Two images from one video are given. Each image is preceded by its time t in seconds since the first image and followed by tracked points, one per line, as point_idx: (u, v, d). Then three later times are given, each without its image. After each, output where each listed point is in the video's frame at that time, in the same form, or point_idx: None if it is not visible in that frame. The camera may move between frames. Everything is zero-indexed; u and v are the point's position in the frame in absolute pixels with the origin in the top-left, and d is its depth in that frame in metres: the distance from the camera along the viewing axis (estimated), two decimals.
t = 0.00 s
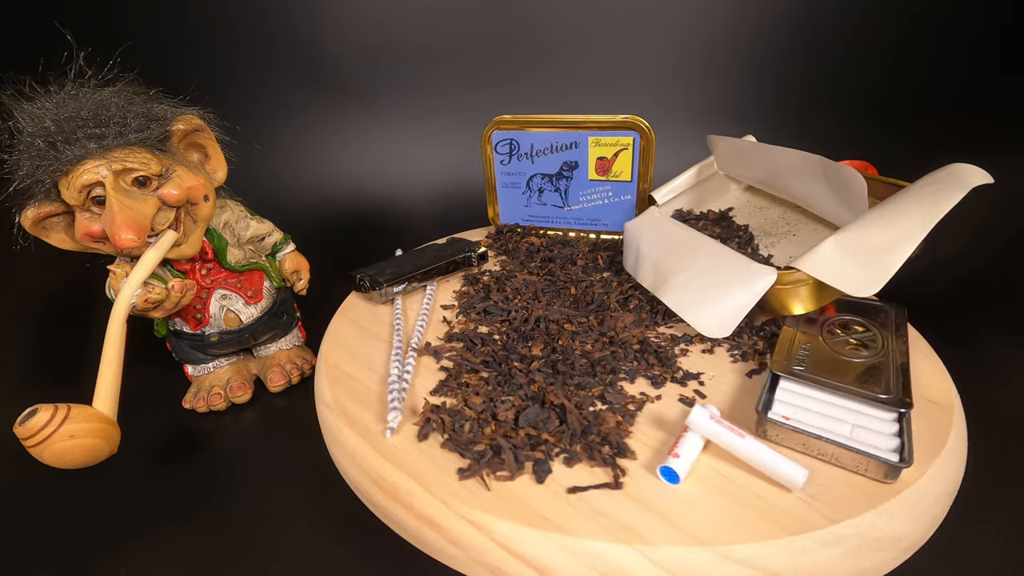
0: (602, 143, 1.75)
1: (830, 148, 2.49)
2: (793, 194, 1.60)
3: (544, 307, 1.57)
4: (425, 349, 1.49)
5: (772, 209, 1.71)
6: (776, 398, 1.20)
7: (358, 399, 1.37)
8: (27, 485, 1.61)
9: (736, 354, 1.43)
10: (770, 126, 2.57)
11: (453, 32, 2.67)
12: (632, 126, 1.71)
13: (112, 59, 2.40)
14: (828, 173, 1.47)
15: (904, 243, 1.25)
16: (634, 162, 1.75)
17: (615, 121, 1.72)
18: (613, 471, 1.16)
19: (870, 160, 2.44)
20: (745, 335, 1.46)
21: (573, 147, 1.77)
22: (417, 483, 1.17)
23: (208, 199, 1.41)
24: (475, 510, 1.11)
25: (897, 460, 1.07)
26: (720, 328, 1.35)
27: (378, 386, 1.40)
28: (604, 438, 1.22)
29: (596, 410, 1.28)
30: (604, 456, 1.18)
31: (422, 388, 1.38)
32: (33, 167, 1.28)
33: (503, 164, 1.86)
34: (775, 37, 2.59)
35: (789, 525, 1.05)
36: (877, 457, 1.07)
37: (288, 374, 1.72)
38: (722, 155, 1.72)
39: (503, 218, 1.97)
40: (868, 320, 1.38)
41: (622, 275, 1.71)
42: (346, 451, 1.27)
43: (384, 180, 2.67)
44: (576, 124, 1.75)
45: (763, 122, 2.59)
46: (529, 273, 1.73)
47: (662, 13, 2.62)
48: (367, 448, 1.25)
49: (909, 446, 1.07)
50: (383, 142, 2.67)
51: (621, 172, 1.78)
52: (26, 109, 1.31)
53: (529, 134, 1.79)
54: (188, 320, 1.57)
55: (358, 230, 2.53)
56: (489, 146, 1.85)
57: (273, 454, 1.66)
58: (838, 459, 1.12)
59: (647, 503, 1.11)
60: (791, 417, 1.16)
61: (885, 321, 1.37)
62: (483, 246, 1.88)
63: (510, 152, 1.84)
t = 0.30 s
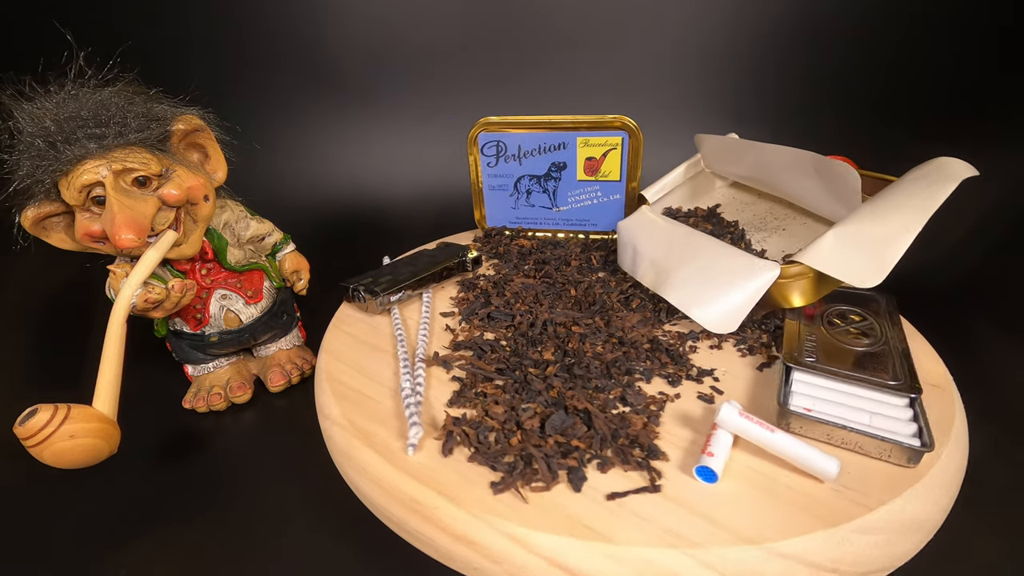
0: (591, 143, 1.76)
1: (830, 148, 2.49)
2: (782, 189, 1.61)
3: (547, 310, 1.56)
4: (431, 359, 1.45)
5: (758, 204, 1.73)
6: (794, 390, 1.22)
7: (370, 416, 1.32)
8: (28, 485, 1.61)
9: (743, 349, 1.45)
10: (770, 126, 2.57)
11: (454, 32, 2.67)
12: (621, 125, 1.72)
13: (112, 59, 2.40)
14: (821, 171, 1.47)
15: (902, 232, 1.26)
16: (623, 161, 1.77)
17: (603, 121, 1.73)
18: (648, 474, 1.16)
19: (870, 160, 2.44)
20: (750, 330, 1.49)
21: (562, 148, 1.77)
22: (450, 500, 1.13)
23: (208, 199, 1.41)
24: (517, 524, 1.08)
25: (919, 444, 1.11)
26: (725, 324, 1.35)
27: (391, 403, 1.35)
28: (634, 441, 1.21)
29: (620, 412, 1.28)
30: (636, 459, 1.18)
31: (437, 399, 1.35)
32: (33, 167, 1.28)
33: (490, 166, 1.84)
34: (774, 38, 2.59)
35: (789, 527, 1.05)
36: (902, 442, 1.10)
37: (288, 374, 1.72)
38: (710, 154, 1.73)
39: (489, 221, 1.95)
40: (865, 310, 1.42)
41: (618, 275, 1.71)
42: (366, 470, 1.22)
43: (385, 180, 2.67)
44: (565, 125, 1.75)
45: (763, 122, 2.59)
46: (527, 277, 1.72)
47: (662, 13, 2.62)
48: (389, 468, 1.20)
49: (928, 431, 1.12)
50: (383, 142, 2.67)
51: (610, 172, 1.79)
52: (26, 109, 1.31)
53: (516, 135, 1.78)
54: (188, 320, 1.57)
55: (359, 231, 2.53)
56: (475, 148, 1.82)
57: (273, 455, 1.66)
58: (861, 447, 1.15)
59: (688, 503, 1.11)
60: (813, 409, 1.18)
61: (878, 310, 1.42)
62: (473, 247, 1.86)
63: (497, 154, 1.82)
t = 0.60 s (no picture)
0: (579, 144, 1.76)
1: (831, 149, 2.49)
2: (771, 184, 1.63)
3: (552, 314, 1.55)
4: (443, 369, 1.43)
5: (744, 201, 1.76)
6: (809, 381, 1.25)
7: (387, 433, 1.28)
8: (28, 485, 1.61)
9: (749, 343, 1.48)
10: (771, 127, 2.58)
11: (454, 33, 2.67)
12: (609, 126, 1.73)
13: (112, 60, 2.40)
14: (811, 165, 1.49)
15: (899, 224, 1.29)
16: (612, 161, 1.77)
17: (591, 121, 1.73)
18: (683, 475, 1.16)
19: (870, 161, 2.44)
20: (750, 324, 1.52)
21: (550, 148, 1.77)
22: (488, 515, 1.10)
23: (208, 199, 1.41)
24: (563, 536, 1.06)
25: (935, 428, 1.14)
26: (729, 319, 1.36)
27: (410, 419, 1.31)
28: (664, 442, 1.21)
29: (644, 413, 1.28)
30: (667, 459, 1.18)
31: (455, 410, 1.33)
32: (33, 167, 1.28)
33: (477, 169, 1.82)
34: (774, 38, 2.59)
35: (789, 527, 1.06)
36: (920, 427, 1.13)
37: (288, 374, 1.72)
38: (698, 152, 1.75)
39: (476, 224, 1.94)
40: (861, 300, 1.46)
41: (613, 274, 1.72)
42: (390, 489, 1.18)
43: (385, 181, 2.67)
44: (552, 126, 1.74)
45: (763, 122, 2.59)
46: (525, 281, 1.71)
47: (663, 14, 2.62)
48: (414, 486, 1.17)
49: (941, 414, 1.15)
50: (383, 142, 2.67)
51: (598, 172, 1.79)
52: (26, 109, 1.31)
53: (503, 137, 1.76)
54: (188, 320, 1.57)
55: (359, 232, 2.53)
56: (462, 151, 1.80)
57: (274, 455, 1.66)
58: (878, 434, 1.18)
59: (713, 504, 1.10)
60: (831, 399, 1.20)
61: (870, 299, 1.46)
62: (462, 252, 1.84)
63: (484, 156, 1.80)
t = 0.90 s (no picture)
0: (568, 145, 1.75)
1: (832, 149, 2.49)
2: (759, 181, 1.70)
3: (557, 316, 1.55)
4: (457, 379, 1.41)
5: (728, 197, 1.82)
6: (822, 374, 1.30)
7: (410, 450, 1.25)
8: (28, 485, 1.61)
9: (753, 337, 1.51)
10: (771, 126, 2.58)
11: (454, 32, 2.67)
12: (597, 126, 1.73)
13: (112, 60, 2.40)
14: (801, 162, 1.57)
15: (893, 217, 1.34)
16: (601, 161, 1.78)
17: (580, 121, 1.72)
18: (718, 473, 1.17)
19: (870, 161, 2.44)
20: (752, 318, 1.55)
21: (539, 150, 1.76)
22: (528, 527, 1.09)
23: (208, 199, 1.41)
24: (609, 545, 1.06)
25: (945, 410, 1.21)
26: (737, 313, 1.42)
27: (431, 434, 1.29)
28: (693, 441, 1.22)
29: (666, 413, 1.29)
30: (698, 458, 1.19)
31: (475, 420, 1.31)
32: (33, 167, 1.28)
33: (464, 171, 1.80)
34: (774, 38, 2.59)
35: (789, 530, 1.06)
36: (935, 411, 1.19)
37: (288, 374, 1.72)
38: (684, 151, 1.80)
39: (463, 228, 1.91)
40: (854, 289, 1.54)
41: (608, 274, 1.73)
42: (420, 508, 1.16)
43: (385, 181, 2.67)
44: (541, 127, 1.73)
45: (764, 122, 2.59)
46: (523, 283, 1.70)
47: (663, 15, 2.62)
48: (445, 503, 1.15)
49: (950, 398, 1.22)
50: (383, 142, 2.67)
51: (587, 172, 1.79)
52: (26, 109, 1.31)
53: (491, 139, 1.74)
54: (188, 320, 1.56)
55: (359, 232, 2.53)
56: (448, 154, 1.77)
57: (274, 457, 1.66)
58: (891, 421, 1.24)
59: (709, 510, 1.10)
60: (846, 389, 1.25)
61: (860, 287, 1.54)
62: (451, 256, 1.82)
63: (471, 159, 1.77)
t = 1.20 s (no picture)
0: (557, 146, 1.75)
1: (833, 149, 2.48)
2: (749, 178, 1.74)
3: (564, 318, 1.54)
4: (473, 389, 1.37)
5: (715, 194, 1.87)
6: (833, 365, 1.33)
7: (434, 466, 1.21)
8: (27, 485, 1.61)
9: (756, 331, 1.53)
10: (771, 126, 2.58)
11: (454, 33, 2.67)
12: (585, 126, 1.73)
13: (112, 59, 2.40)
14: (792, 159, 1.61)
15: (885, 206, 1.37)
16: (590, 161, 1.78)
17: (568, 122, 1.73)
18: (750, 469, 1.17)
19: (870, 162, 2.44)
20: (754, 312, 1.58)
21: (528, 151, 1.76)
22: (572, 539, 1.07)
23: (208, 199, 1.41)
24: (658, 551, 1.04)
25: (951, 392, 1.26)
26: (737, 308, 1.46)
27: (456, 449, 1.25)
28: (722, 438, 1.22)
29: (687, 413, 1.28)
30: (730, 455, 1.19)
31: (498, 429, 1.28)
32: (33, 166, 1.28)
33: (451, 175, 1.78)
34: (773, 38, 2.59)
35: (790, 530, 1.06)
36: (944, 395, 1.24)
37: (288, 374, 1.72)
38: (670, 151, 1.83)
39: (451, 232, 1.89)
40: (843, 280, 1.60)
41: (605, 274, 1.74)
42: (453, 528, 1.12)
43: (386, 182, 2.66)
44: (529, 129, 1.73)
45: (764, 123, 2.59)
46: (521, 287, 1.68)
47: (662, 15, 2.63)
48: (482, 519, 1.11)
49: (954, 381, 1.27)
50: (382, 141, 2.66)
51: (577, 173, 1.80)
52: (26, 109, 1.31)
53: (479, 142, 1.73)
54: (188, 320, 1.56)
55: (359, 232, 2.53)
56: (436, 157, 1.75)
57: (274, 456, 1.66)
58: (900, 406, 1.28)
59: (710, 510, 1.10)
60: (856, 377, 1.29)
61: (848, 278, 1.61)
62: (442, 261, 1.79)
63: (458, 162, 1.76)
